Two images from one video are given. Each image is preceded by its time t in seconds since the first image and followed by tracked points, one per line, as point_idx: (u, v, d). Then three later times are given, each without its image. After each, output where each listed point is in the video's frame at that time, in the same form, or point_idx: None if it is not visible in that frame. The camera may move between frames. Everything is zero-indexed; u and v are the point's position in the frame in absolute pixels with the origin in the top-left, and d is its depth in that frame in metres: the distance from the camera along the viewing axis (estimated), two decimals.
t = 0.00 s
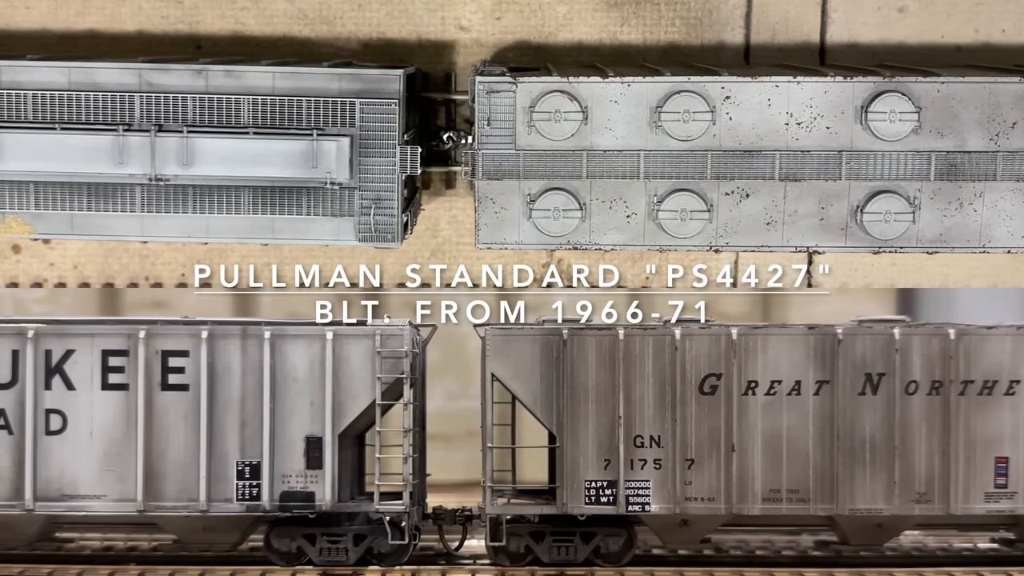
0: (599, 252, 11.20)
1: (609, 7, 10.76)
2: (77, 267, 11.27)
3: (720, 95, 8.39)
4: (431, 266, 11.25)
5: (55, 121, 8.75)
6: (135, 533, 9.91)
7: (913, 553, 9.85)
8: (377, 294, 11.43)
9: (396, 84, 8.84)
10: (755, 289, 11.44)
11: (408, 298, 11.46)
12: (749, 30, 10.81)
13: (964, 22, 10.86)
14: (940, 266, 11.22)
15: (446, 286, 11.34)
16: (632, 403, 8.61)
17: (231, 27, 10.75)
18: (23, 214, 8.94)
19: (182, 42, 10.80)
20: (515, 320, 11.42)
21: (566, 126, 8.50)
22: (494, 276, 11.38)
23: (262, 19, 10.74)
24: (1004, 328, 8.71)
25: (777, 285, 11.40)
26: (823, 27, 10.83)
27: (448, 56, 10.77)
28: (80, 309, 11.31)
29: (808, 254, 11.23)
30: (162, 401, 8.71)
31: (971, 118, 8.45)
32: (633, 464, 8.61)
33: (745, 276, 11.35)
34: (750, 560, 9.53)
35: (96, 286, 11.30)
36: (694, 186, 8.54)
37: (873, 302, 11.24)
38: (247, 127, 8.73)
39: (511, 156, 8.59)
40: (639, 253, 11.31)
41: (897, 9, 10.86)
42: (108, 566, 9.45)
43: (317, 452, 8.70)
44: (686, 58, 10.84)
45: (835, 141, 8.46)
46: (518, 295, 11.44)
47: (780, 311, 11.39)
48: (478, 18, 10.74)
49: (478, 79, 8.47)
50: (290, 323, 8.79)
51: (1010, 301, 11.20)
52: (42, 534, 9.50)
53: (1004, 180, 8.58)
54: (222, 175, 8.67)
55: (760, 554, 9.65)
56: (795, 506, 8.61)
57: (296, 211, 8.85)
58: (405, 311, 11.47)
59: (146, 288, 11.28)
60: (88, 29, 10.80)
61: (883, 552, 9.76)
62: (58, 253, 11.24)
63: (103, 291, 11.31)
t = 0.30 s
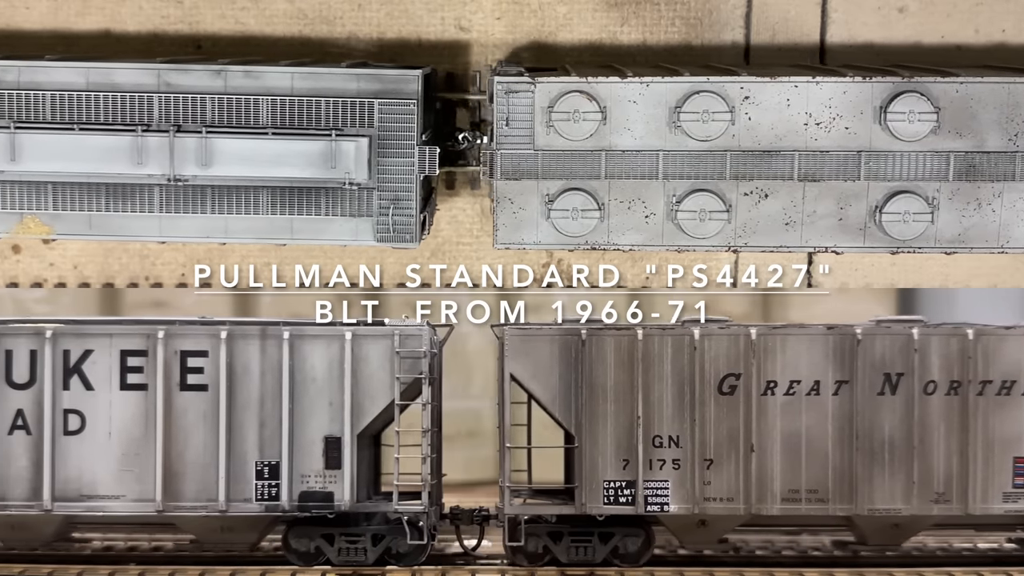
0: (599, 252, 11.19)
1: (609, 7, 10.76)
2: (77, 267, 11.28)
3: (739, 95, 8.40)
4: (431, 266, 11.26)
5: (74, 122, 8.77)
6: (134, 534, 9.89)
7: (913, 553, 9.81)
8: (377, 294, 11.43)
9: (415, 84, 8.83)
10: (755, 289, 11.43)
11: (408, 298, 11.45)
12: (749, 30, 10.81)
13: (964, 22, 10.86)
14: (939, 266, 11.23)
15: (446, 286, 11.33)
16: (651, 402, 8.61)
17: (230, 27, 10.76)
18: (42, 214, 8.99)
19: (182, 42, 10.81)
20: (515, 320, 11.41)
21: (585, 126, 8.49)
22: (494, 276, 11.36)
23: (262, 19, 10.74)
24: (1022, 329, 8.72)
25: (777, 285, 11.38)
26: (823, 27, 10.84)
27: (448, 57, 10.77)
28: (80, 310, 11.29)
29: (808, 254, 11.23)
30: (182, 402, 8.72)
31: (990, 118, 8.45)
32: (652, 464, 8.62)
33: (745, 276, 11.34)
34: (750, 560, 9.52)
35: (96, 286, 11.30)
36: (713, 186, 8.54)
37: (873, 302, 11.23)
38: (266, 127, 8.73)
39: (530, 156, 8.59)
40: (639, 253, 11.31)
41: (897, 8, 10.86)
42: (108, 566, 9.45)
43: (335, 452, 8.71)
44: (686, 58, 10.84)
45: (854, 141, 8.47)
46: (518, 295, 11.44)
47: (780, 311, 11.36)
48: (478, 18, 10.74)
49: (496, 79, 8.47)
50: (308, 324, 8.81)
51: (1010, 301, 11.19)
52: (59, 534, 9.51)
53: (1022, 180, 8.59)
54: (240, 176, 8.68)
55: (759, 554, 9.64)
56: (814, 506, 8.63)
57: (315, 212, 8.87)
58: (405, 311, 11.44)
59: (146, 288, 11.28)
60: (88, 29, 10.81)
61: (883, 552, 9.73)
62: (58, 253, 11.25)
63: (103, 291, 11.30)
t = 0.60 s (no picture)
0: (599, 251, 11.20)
1: (609, 7, 10.76)
2: (77, 267, 11.28)
3: (757, 96, 8.40)
4: (431, 266, 11.29)
5: (92, 122, 8.77)
6: (135, 533, 9.91)
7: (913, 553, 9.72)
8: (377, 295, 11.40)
9: (433, 85, 8.86)
10: (755, 288, 11.40)
11: (408, 298, 11.40)
12: (749, 30, 10.81)
13: (964, 22, 10.87)
14: (939, 266, 11.24)
15: (446, 286, 11.35)
16: (668, 402, 8.54)
17: (230, 27, 10.76)
18: (60, 214, 9.03)
19: (182, 42, 10.82)
20: (514, 320, 11.40)
21: (603, 126, 8.48)
22: (494, 276, 11.35)
23: (262, 19, 10.74)
24: None
25: (777, 285, 11.37)
26: (823, 27, 10.84)
27: (448, 57, 10.78)
28: (80, 310, 11.28)
29: (808, 254, 11.23)
30: (199, 402, 8.72)
31: (1008, 118, 8.45)
32: (669, 464, 8.56)
33: (745, 276, 11.32)
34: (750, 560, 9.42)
35: (96, 286, 11.30)
36: (731, 187, 8.54)
37: (873, 302, 11.20)
38: (284, 128, 8.75)
39: (548, 156, 8.58)
40: (639, 253, 11.31)
41: (897, 8, 10.86)
42: (108, 566, 9.46)
43: (353, 452, 8.72)
44: (686, 58, 10.84)
45: (872, 142, 8.47)
46: (518, 296, 11.41)
47: (780, 311, 11.30)
48: (478, 18, 10.73)
49: (514, 79, 8.47)
50: (326, 324, 8.82)
51: (1010, 301, 11.19)
52: (76, 534, 9.52)
53: None
54: (259, 175, 8.70)
55: (760, 554, 9.54)
56: (832, 507, 8.61)
57: (333, 212, 8.89)
58: (405, 311, 11.41)
59: (146, 288, 11.27)
60: (88, 29, 10.80)
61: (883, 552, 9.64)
62: (58, 253, 11.26)
63: (103, 291, 11.30)
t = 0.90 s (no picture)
0: (599, 252, 11.21)
1: (609, 7, 10.75)
2: (77, 267, 11.29)
3: (777, 96, 8.41)
4: (431, 265, 11.34)
5: (110, 122, 8.78)
6: (135, 533, 9.92)
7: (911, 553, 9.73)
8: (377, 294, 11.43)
9: (451, 85, 8.87)
10: (754, 289, 11.42)
11: (408, 298, 11.45)
12: (749, 30, 10.82)
13: (964, 22, 10.87)
14: (939, 266, 11.27)
15: (446, 286, 11.39)
16: (687, 402, 8.54)
17: (230, 27, 10.77)
18: (79, 214, 9.05)
19: (182, 42, 10.82)
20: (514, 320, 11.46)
21: (623, 126, 8.46)
22: (494, 276, 11.36)
23: (262, 19, 10.75)
24: None
25: (777, 285, 11.39)
26: (823, 27, 10.85)
27: (448, 57, 10.78)
28: (81, 310, 11.30)
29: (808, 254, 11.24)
30: (218, 402, 8.73)
31: None
32: (688, 464, 8.56)
33: (745, 276, 11.34)
34: (750, 560, 9.43)
35: (97, 286, 11.32)
36: (751, 187, 8.54)
37: (873, 302, 11.23)
38: (302, 128, 8.75)
39: (567, 157, 8.57)
40: (639, 253, 11.32)
41: (897, 8, 10.87)
42: (108, 566, 9.50)
43: (372, 453, 8.73)
44: (686, 58, 10.85)
45: (891, 142, 8.48)
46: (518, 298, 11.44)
47: (780, 311, 11.34)
48: (478, 18, 10.73)
49: (533, 79, 8.46)
50: (345, 324, 8.84)
51: (1010, 301, 11.20)
52: (93, 534, 9.54)
53: None
54: (277, 176, 8.70)
55: (760, 554, 9.56)
56: (851, 507, 8.63)
57: (351, 212, 8.89)
58: (405, 311, 11.47)
59: (146, 288, 11.29)
60: (88, 29, 10.81)
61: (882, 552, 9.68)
62: (58, 253, 11.26)
63: (103, 291, 11.32)
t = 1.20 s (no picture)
0: (599, 252, 11.19)
1: (609, 7, 10.75)
2: (77, 267, 11.28)
3: (796, 96, 8.43)
4: (431, 265, 11.33)
5: (129, 122, 8.78)
6: (135, 533, 9.91)
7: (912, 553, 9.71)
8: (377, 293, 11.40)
9: (469, 85, 8.87)
10: (753, 288, 11.39)
11: (408, 298, 11.42)
12: (749, 30, 10.82)
13: (964, 22, 10.88)
14: (939, 266, 11.25)
15: (446, 286, 11.38)
16: (706, 402, 8.53)
17: (230, 27, 10.77)
18: (96, 215, 9.07)
19: (182, 42, 10.82)
20: (514, 321, 11.43)
21: (641, 126, 8.47)
22: (494, 276, 11.32)
23: (262, 19, 10.76)
24: None
25: (777, 285, 11.37)
26: (823, 27, 10.85)
27: (448, 57, 10.77)
28: (81, 310, 11.31)
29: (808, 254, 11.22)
30: (236, 402, 8.75)
31: None
32: (706, 464, 8.54)
33: (745, 276, 11.32)
34: (750, 560, 9.42)
35: (96, 286, 11.32)
36: (769, 187, 8.55)
37: (873, 302, 11.22)
38: (320, 128, 8.76)
39: (585, 157, 8.57)
40: (639, 253, 11.31)
41: (897, 9, 10.87)
42: (107, 566, 9.52)
43: (390, 453, 8.73)
44: (686, 58, 10.84)
45: (909, 142, 8.49)
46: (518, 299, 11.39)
47: (780, 310, 11.32)
48: (478, 18, 10.73)
49: (551, 79, 8.46)
50: (363, 323, 8.84)
51: (1010, 301, 11.19)
52: (110, 534, 9.53)
53: None
54: (297, 176, 8.70)
55: (760, 554, 9.57)
56: (869, 507, 8.62)
57: (370, 212, 8.89)
58: (405, 310, 11.42)
59: (146, 288, 11.29)
60: (88, 29, 10.81)
61: (882, 552, 9.66)
62: (58, 253, 11.26)
63: (103, 291, 11.32)
